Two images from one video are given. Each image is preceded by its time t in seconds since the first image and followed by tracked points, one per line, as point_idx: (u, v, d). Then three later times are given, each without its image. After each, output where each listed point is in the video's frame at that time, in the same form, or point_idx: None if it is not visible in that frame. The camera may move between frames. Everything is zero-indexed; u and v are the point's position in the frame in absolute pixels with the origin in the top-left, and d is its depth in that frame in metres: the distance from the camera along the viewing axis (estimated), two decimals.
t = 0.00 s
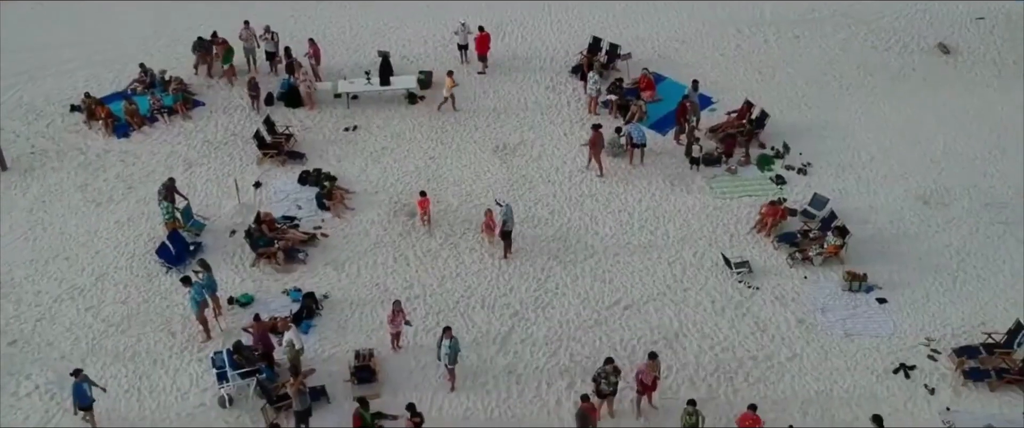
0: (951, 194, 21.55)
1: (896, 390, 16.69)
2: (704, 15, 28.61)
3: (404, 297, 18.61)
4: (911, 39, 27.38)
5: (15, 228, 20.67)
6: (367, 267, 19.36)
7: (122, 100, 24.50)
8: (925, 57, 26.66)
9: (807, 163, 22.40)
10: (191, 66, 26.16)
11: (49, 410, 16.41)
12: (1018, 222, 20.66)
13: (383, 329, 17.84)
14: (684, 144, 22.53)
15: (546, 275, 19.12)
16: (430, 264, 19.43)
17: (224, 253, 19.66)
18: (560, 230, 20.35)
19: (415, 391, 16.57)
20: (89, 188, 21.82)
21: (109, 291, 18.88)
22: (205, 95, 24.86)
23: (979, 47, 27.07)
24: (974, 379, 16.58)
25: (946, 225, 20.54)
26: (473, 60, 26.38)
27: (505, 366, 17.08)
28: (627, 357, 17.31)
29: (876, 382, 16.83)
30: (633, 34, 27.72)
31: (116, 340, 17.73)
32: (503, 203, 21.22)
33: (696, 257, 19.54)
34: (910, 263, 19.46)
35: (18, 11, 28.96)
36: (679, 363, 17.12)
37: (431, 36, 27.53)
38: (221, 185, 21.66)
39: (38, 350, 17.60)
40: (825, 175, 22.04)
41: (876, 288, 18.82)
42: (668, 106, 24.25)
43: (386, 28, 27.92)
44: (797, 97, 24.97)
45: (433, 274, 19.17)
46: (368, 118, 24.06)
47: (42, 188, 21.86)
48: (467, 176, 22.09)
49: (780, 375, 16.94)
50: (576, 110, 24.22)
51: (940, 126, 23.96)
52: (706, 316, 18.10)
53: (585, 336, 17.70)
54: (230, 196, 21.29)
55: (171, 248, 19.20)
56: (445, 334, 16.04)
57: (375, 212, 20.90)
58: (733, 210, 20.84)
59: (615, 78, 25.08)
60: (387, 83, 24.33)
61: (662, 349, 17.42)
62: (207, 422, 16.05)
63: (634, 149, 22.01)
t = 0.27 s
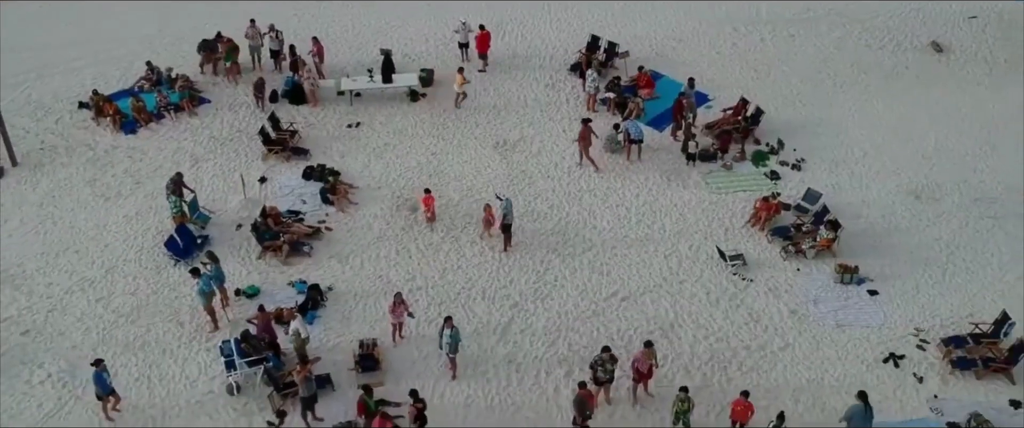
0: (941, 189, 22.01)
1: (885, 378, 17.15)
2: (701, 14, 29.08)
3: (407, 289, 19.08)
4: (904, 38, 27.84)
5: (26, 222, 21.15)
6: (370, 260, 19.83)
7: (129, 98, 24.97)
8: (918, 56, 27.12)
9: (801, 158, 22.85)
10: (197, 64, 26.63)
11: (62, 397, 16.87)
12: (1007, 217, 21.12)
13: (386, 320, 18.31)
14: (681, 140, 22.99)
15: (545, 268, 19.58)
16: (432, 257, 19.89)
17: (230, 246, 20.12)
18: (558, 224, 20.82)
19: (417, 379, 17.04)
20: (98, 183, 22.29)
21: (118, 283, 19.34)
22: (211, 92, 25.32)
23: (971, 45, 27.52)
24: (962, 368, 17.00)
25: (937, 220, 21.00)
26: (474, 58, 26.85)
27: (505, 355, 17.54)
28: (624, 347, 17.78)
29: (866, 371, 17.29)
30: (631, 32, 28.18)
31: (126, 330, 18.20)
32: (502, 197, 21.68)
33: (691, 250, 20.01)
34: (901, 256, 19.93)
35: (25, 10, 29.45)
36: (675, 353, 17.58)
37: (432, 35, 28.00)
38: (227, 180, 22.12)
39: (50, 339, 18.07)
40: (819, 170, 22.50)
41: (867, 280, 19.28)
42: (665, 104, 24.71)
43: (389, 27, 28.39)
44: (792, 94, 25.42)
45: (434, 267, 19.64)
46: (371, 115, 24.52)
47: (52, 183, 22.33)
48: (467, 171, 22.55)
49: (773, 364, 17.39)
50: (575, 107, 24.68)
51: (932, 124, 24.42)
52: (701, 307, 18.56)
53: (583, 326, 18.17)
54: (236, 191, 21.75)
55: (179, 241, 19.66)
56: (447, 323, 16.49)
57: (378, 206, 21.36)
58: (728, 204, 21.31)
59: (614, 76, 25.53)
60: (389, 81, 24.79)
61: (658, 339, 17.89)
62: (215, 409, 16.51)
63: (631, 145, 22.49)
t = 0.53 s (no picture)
0: (930, 187, 22.65)
1: (872, 369, 17.79)
2: (697, 15, 29.75)
3: (410, 283, 19.72)
4: (896, 39, 28.49)
5: (41, 218, 21.80)
6: (375, 254, 20.47)
7: (139, 97, 25.62)
8: (909, 57, 27.76)
9: (793, 157, 23.49)
10: (205, 65, 27.29)
11: (78, 386, 17.51)
12: (993, 213, 21.77)
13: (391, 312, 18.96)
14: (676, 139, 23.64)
15: (544, 263, 20.23)
16: (435, 252, 20.54)
17: (239, 241, 20.77)
18: (557, 220, 21.47)
19: (421, 369, 17.68)
20: (110, 180, 22.94)
21: (131, 277, 19.99)
22: (219, 92, 25.98)
23: (961, 47, 28.16)
24: (945, 358, 17.69)
25: (924, 216, 21.65)
26: (475, 59, 27.50)
27: (506, 346, 18.19)
28: (620, 338, 18.42)
29: (854, 362, 17.94)
30: (629, 34, 28.83)
31: (139, 322, 18.85)
32: (503, 195, 22.33)
33: (686, 245, 20.66)
34: (889, 252, 20.57)
35: (36, 12, 30.12)
36: (669, 344, 18.23)
37: (434, 36, 28.66)
38: (235, 178, 22.76)
39: (66, 331, 18.72)
40: (810, 168, 23.15)
41: (856, 274, 19.94)
42: (662, 104, 25.35)
43: (392, 28, 29.04)
44: (785, 94, 26.07)
45: (437, 261, 20.29)
46: (375, 115, 25.18)
47: (65, 180, 22.97)
48: (469, 169, 23.20)
49: (764, 355, 18.02)
50: (574, 107, 25.33)
51: (922, 123, 25.06)
52: (695, 300, 19.22)
53: (581, 319, 18.81)
54: (245, 188, 22.40)
55: (190, 236, 20.33)
56: (449, 315, 17.13)
57: (382, 203, 22.02)
58: (722, 201, 21.96)
59: (611, 76, 26.17)
60: (393, 81, 25.44)
61: (653, 331, 18.54)
62: (227, 397, 17.15)
63: (628, 144, 23.19)
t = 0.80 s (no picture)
0: (918, 181, 23.35)
1: (858, 355, 18.51)
2: (693, 14, 30.44)
3: (414, 274, 20.44)
4: (887, 37, 29.19)
5: (57, 211, 22.52)
6: (381, 246, 21.19)
7: (150, 94, 26.33)
8: (900, 55, 28.46)
9: (785, 152, 24.20)
10: (213, 62, 27.99)
11: (96, 372, 18.23)
12: (978, 206, 22.48)
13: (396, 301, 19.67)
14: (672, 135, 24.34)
15: (544, 254, 20.94)
16: (438, 244, 21.26)
17: (249, 233, 21.48)
18: (556, 213, 22.18)
19: (425, 355, 18.40)
20: (122, 175, 23.65)
21: (145, 268, 20.71)
22: (227, 89, 26.68)
23: (951, 45, 28.86)
24: (929, 345, 18.37)
25: (912, 209, 22.36)
26: (476, 57, 28.20)
27: (507, 334, 18.91)
28: (617, 326, 19.14)
29: (842, 349, 18.66)
30: (627, 32, 29.53)
31: (154, 311, 19.58)
32: (504, 188, 23.03)
33: (681, 238, 21.38)
34: (877, 244, 21.28)
35: (47, 11, 30.83)
36: (664, 332, 18.96)
37: (437, 34, 29.36)
38: (244, 172, 23.47)
39: (83, 319, 19.44)
40: (802, 163, 23.85)
41: (845, 265, 20.66)
42: (658, 100, 26.04)
43: (395, 27, 29.74)
44: (778, 91, 26.77)
45: (441, 253, 21.00)
46: (379, 111, 25.88)
47: (79, 175, 23.68)
48: (471, 164, 23.91)
49: (755, 342, 18.73)
50: (572, 104, 26.02)
51: (912, 119, 25.76)
52: (689, 290, 19.94)
53: (579, 308, 19.53)
54: (254, 182, 23.10)
55: (201, 228, 21.03)
56: (452, 303, 17.85)
57: (387, 196, 22.73)
58: (716, 195, 22.67)
59: (609, 73, 26.87)
60: (397, 79, 26.15)
61: (649, 319, 19.26)
62: (239, 382, 17.86)
63: (626, 139, 23.91)
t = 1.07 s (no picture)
0: (906, 179, 24.09)
1: (846, 346, 19.24)
2: (689, 17, 31.20)
3: (418, 268, 21.18)
4: (878, 39, 29.95)
5: (72, 208, 23.26)
6: (386, 242, 21.94)
7: (160, 95, 27.07)
8: (890, 56, 29.22)
9: (778, 151, 24.94)
10: (221, 64, 28.73)
11: (113, 362, 18.97)
12: (964, 204, 23.22)
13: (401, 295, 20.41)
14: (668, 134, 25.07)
15: (543, 250, 21.68)
16: (441, 240, 22.00)
17: (259, 229, 22.23)
18: (556, 210, 22.93)
19: (429, 346, 19.15)
20: (135, 173, 24.38)
21: (158, 262, 21.45)
22: (235, 90, 27.43)
23: (940, 47, 29.61)
24: (913, 337, 19.10)
25: (900, 207, 23.10)
26: (478, 58, 28.96)
27: (508, 326, 19.65)
28: (613, 318, 19.88)
29: (830, 340, 19.40)
30: (624, 34, 30.29)
31: (167, 304, 20.31)
32: (504, 186, 23.77)
33: (676, 234, 22.13)
34: (865, 240, 22.03)
35: (58, 14, 31.60)
36: (658, 324, 19.71)
37: (439, 36, 30.12)
38: (253, 171, 24.20)
39: (100, 312, 20.18)
40: (794, 162, 24.59)
41: (834, 261, 21.39)
42: (655, 101, 26.78)
43: (399, 29, 30.50)
44: (772, 92, 27.50)
45: (444, 248, 21.74)
46: (383, 111, 26.62)
47: (92, 173, 24.41)
48: (473, 162, 24.66)
49: (747, 333, 19.48)
50: (571, 104, 26.77)
51: (901, 119, 26.50)
52: (683, 284, 20.70)
53: (577, 301, 20.28)
54: (262, 180, 23.84)
55: (212, 225, 21.77)
56: (454, 296, 18.56)
57: (392, 194, 23.47)
58: (710, 192, 23.42)
59: (607, 75, 27.60)
60: (400, 80, 26.91)
61: (644, 312, 20.00)
62: (250, 372, 18.59)
63: (623, 138, 24.69)
